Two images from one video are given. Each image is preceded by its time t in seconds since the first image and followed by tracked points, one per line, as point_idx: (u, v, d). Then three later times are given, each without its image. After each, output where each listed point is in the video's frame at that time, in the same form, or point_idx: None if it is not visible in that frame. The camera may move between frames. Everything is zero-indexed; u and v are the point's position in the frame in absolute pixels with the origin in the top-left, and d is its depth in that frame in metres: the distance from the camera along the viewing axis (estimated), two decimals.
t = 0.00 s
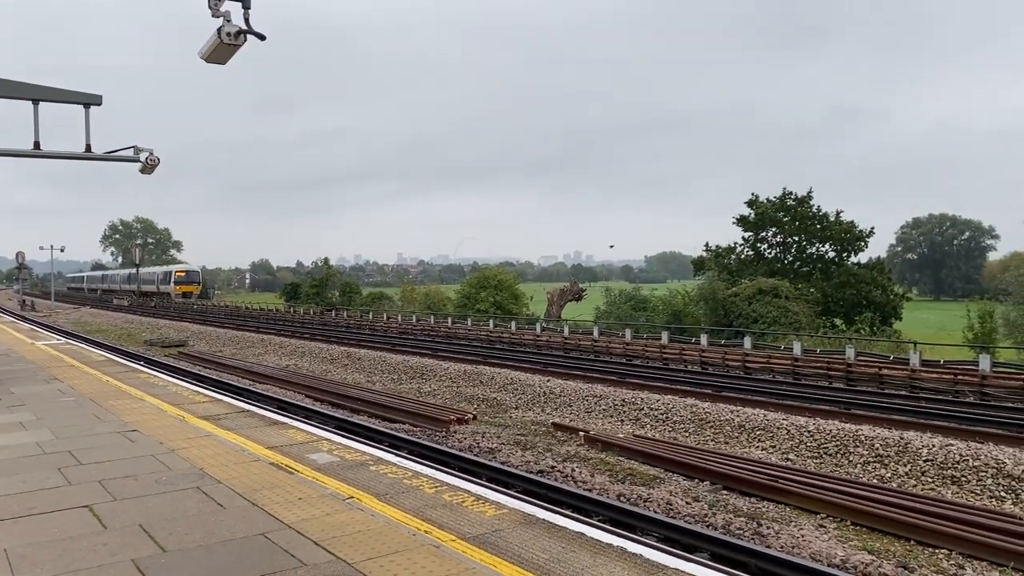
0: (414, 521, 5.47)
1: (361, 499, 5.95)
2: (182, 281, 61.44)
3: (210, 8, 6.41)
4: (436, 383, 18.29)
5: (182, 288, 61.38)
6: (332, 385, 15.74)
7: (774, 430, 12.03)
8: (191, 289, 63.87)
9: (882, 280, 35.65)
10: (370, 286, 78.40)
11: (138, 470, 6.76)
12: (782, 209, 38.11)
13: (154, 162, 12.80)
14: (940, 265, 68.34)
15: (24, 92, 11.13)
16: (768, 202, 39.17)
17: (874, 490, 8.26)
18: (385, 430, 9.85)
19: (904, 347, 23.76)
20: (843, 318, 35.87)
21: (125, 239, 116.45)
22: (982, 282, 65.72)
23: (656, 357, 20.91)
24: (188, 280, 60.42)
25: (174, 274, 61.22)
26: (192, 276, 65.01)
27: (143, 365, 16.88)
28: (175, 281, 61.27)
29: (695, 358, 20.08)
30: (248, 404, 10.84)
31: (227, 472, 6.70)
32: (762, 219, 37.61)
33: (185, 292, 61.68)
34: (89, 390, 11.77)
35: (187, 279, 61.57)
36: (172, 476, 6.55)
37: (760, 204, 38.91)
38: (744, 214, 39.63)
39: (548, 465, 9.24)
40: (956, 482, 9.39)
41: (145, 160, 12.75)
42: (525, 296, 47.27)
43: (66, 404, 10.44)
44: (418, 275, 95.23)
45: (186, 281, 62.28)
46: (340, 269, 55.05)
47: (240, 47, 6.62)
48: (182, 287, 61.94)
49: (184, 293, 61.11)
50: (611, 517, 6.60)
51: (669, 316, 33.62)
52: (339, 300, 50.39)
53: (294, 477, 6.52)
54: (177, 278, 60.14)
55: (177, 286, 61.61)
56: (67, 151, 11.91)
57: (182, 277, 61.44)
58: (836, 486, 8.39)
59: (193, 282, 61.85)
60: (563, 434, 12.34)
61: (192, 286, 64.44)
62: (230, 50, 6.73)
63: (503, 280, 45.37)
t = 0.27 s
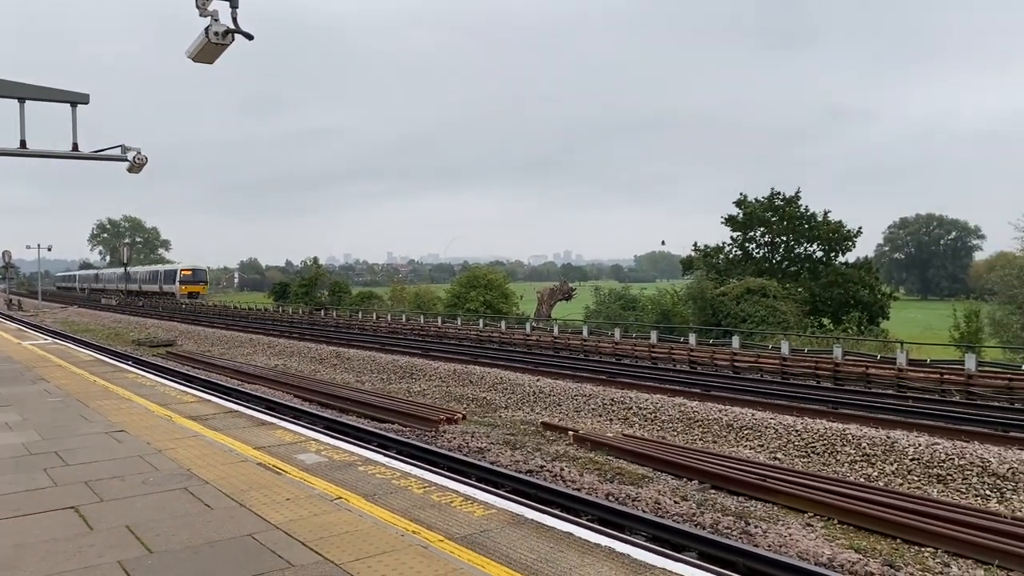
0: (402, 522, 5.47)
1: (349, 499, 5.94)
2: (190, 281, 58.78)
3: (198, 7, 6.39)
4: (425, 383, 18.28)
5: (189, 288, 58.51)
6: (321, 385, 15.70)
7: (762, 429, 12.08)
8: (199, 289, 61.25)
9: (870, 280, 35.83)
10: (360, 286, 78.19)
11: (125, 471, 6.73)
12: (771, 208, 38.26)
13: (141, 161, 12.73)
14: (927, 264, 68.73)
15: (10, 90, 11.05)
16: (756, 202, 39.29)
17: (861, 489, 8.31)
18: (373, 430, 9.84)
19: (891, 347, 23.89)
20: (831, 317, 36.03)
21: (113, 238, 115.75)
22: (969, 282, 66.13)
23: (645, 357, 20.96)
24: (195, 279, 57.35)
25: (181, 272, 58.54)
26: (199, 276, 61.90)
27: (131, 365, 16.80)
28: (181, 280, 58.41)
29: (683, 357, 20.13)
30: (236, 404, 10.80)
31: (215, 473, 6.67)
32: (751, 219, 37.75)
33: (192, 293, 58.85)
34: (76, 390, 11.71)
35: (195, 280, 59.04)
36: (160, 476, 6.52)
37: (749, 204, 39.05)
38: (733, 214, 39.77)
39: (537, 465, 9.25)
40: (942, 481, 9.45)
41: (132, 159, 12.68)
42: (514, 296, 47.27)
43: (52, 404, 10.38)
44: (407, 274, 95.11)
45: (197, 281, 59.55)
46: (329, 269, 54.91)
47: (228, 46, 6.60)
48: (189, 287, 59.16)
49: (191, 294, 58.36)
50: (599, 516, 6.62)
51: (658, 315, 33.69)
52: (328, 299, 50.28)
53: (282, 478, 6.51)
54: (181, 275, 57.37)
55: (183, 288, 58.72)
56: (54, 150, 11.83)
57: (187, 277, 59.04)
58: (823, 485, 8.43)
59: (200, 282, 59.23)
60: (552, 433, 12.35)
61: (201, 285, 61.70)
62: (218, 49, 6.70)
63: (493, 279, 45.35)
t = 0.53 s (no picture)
0: (386, 521, 5.44)
1: (334, 499, 5.92)
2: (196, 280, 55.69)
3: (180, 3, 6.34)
4: (411, 382, 18.24)
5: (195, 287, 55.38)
6: (306, 385, 15.63)
7: (747, 427, 12.12)
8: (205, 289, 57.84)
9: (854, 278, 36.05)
10: (346, 285, 77.83)
11: (107, 471, 6.68)
12: (756, 207, 38.42)
13: (124, 159, 12.63)
14: (910, 263, 69.22)
15: None
16: (742, 201, 39.43)
17: (845, 486, 8.35)
18: (359, 429, 9.80)
19: (875, 345, 24.04)
20: (816, 315, 36.22)
21: (96, 237, 114.81)
22: (952, 280, 66.65)
23: (631, 355, 21.00)
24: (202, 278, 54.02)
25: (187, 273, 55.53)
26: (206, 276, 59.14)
27: (114, 365, 16.67)
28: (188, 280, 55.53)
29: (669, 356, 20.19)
30: (221, 404, 10.74)
31: (198, 473, 6.63)
32: (736, 217, 37.89)
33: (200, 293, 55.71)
34: (59, 390, 11.60)
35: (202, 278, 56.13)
36: (143, 477, 6.47)
37: (734, 203, 39.20)
38: (718, 213, 39.92)
39: (523, 463, 9.25)
40: (925, 478, 9.51)
41: (114, 157, 12.58)
42: (501, 294, 47.26)
43: (33, 404, 10.28)
44: (393, 273, 94.92)
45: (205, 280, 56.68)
46: (314, 267, 54.72)
47: (211, 43, 6.55)
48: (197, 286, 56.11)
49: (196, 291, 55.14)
50: (585, 514, 6.62)
51: (644, 313, 33.77)
52: (314, 298, 50.11)
53: (266, 478, 6.48)
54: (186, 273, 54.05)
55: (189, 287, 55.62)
56: (35, 147, 11.72)
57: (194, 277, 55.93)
58: (807, 482, 8.47)
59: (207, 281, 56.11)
60: (539, 431, 12.35)
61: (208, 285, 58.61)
62: (201, 46, 6.66)
63: (480, 277, 45.32)
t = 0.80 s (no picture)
0: (370, 520, 5.42)
1: (317, 498, 5.89)
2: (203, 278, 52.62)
3: None
4: (396, 380, 18.19)
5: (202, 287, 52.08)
6: (289, 383, 15.56)
7: (731, 424, 12.17)
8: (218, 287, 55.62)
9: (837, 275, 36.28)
10: (331, 283, 77.51)
11: (88, 471, 6.61)
12: (739, 205, 38.57)
13: (105, 156, 12.53)
14: (892, 260, 69.70)
15: None
16: (725, 199, 39.58)
17: (827, 482, 8.41)
18: (343, 428, 9.77)
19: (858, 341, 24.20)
20: (799, 312, 36.42)
21: (77, 235, 113.71)
22: (933, 276, 67.22)
23: (616, 352, 21.03)
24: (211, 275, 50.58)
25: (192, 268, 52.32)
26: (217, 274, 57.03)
27: (95, 364, 16.53)
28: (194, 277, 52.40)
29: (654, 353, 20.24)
30: (204, 403, 10.67)
31: (180, 472, 6.58)
32: (720, 215, 38.02)
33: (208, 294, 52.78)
34: (39, 389, 11.49)
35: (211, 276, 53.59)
36: (124, 477, 6.42)
37: (718, 200, 39.35)
38: (702, 211, 40.06)
39: (508, 461, 9.25)
40: (906, 473, 9.59)
41: (95, 154, 12.47)
42: (486, 292, 47.21)
43: (13, 404, 10.18)
44: (378, 271, 94.59)
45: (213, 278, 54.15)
46: (299, 265, 54.46)
47: (192, 40, 6.51)
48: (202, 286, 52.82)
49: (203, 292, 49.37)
50: (570, 511, 6.62)
51: (629, 311, 33.83)
52: (298, 296, 49.90)
53: (249, 477, 6.44)
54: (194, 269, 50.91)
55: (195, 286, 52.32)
56: (14, 145, 11.59)
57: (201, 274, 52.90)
58: (790, 478, 8.51)
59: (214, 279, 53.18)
60: (523, 429, 12.35)
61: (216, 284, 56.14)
62: (182, 43, 6.61)
63: (465, 275, 45.25)
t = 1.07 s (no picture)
0: (353, 519, 5.41)
1: (300, 497, 5.86)
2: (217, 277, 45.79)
3: None
4: (380, 378, 18.14)
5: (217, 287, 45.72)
6: (273, 382, 15.48)
7: (714, 420, 12.22)
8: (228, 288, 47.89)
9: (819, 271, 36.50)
10: (315, 281, 77.14)
11: (68, 471, 6.55)
12: (723, 202, 38.72)
13: (84, 153, 12.40)
14: (874, 257, 70.19)
15: None
16: (709, 197, 39.71)
17: (810, 477, 8.46)
18: (327, 426, 9.72)
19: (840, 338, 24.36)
20: (782, 309, 36.62)
21: (57, 233, 112.62)
22: (914, 273, 67.79)
23: (601, 349, 21.07)
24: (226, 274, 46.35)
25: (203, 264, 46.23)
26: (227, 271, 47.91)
27: (76, 363, 16.37)
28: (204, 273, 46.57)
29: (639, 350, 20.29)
30: (186, 402, 10.60)
31: (162, 472, 6.53)
32: (704, 212, 38.15)
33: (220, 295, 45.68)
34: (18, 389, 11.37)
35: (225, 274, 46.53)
36: (105, 476, 6.37)
37: (702, 198, 39.49)
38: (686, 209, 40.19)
39: (493, 459, 9.24)
40: (888, 468, 9.66)
41: (74, 151, 12.34)
42: (471, 290, 47.15)
43: None
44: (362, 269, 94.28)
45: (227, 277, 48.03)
46: (282, 263, 54.18)
47: (172, 35, 6.45)
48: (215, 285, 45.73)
49: (214, 292, 44.88)
50: (555, 509, 6.62)
51: (613, 308, 33.89)
52: (281, 295, 49.65)
53: (231, 476, 6.40)
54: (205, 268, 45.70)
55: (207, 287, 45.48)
56: None
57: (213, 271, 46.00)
58: (773, 474, 8.55)
59: (228, 277, 47.01)
60: (508, 426, 12.35)
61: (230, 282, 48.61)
62: (162, 39, 6.56)
63: (449, 273, 45.17)
